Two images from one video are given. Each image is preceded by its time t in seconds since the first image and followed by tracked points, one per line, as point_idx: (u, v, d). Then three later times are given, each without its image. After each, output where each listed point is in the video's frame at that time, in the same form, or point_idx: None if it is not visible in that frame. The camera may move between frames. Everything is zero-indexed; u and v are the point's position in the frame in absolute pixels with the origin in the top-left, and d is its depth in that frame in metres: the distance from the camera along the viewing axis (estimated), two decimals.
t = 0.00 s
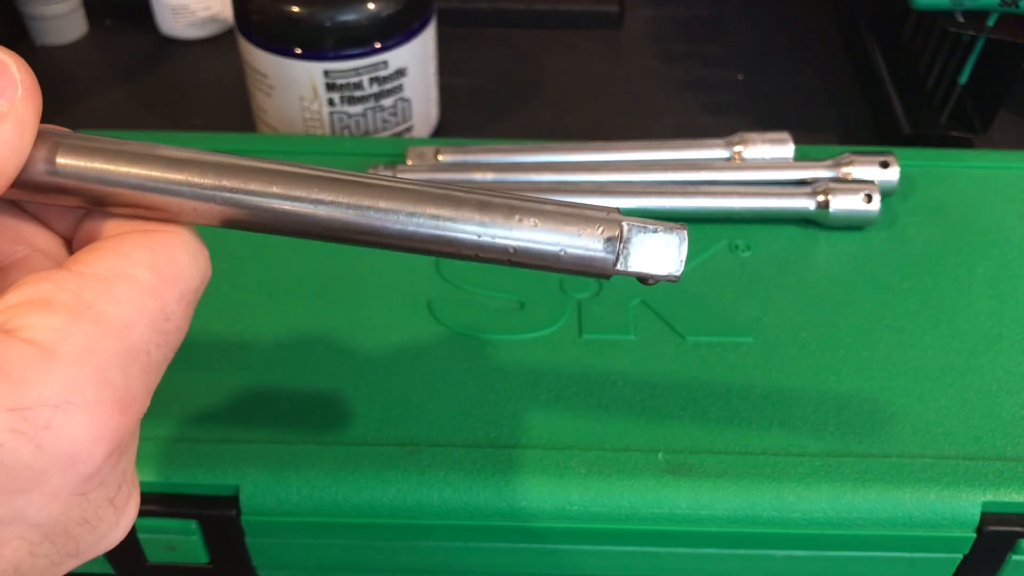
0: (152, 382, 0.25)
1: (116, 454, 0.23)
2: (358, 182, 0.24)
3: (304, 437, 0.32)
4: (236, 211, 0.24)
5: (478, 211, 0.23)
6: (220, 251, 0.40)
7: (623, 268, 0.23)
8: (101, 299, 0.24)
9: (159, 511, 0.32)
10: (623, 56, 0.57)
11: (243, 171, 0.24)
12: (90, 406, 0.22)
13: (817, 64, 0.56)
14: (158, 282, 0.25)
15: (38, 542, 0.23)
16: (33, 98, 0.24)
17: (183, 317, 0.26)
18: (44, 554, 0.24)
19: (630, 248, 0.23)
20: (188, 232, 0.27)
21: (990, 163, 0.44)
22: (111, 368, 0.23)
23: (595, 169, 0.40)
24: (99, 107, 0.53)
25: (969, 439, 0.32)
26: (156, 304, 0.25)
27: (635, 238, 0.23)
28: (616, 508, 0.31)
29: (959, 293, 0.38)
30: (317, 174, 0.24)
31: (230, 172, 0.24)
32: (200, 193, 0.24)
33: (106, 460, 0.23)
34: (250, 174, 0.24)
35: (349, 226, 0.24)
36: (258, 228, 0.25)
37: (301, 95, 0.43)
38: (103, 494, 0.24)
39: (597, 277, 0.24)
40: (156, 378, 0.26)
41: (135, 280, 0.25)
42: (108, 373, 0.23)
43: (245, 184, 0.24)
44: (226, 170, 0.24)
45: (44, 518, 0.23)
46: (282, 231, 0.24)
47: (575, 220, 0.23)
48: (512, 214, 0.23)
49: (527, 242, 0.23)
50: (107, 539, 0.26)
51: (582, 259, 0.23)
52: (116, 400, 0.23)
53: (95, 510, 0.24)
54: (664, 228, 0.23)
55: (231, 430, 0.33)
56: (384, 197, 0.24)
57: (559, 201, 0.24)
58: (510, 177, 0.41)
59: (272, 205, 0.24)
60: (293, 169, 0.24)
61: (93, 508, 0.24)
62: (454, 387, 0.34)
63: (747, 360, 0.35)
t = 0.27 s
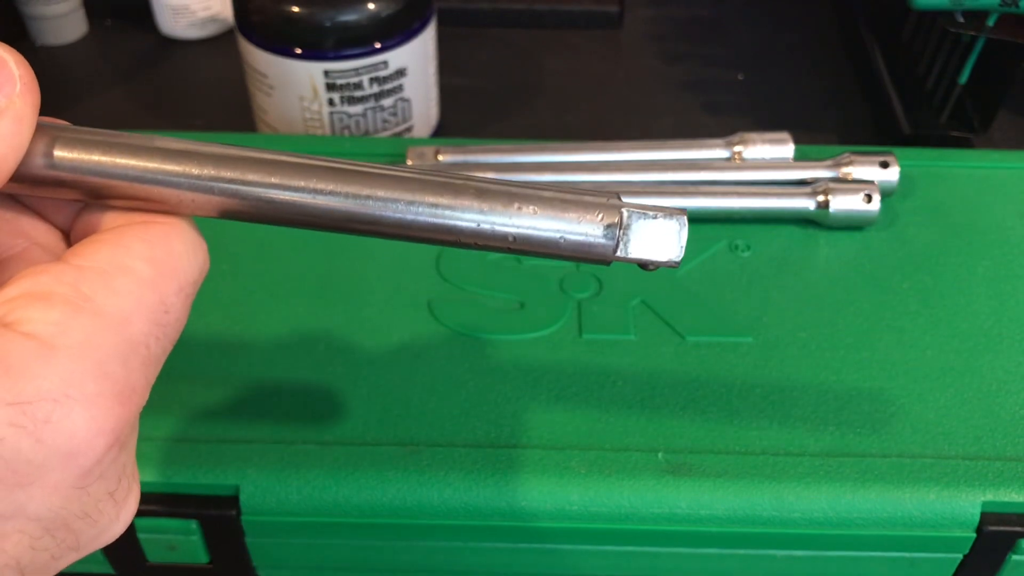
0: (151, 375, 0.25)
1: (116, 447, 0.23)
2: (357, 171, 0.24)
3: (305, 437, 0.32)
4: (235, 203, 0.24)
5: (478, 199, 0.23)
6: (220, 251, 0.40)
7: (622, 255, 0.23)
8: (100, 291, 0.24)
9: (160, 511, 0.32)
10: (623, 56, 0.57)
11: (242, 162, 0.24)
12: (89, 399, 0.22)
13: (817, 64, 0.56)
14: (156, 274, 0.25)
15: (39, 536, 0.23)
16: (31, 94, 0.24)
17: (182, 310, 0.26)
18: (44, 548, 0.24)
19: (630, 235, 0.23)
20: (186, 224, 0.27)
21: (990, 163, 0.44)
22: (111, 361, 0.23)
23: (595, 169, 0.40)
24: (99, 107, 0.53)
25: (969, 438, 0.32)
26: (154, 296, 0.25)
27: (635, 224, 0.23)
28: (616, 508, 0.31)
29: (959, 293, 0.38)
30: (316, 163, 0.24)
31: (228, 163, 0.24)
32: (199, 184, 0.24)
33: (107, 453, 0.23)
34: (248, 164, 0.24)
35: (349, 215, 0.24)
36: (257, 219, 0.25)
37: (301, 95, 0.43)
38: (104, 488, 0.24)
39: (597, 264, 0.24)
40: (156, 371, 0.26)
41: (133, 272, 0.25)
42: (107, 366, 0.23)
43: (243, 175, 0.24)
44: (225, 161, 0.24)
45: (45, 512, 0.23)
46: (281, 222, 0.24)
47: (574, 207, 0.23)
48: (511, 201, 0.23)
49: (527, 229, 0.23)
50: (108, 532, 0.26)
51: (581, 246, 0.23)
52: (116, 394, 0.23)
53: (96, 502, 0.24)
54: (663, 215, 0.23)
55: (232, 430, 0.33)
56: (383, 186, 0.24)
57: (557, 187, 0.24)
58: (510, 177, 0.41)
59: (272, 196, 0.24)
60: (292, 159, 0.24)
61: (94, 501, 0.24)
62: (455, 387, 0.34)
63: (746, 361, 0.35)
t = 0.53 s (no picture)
0: (145, 373, 0.25)
1: (109, 445, 0.23)
2: (348, 162, 0.24)
3: (305, 437, 0.32)
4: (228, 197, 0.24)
5: (471, 191, 0.23)
6: (220, 251, 0.40)
7: (618, 244, 0.23)
8: (92, 288, 0.24)
9: (160, 512, 0.32)
10: (623, 56, 0.57)
11: (233, 155, 0.24)
12: (81, 397, 0.22)
13: (817, 64, 0.56)
14: (148, 270, 0.25)
15: (32, 535, 0.23)
16: (22, 91, 0.24)
17: (175, 306, 0.26)
18: (38, 547, 0.24)
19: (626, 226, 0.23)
20: (179, 220, 0.27)
21: (990, 163, 0.44)
22: (103, 358, 0.23)
23: (595, 168, 0.40)
24: (100, 107, 0.53)
25: (969, 439, 0.32)
26: (148, 292, 0.25)
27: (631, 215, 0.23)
28: (616, 508, 0.31)
29: (958, 293, 0.38)
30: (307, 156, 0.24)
31: (220, 157, 0.24)
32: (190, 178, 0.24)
33: (100, 451, 0.23)
34: (239, 158, 0.24)
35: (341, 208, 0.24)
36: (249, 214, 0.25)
37: (301, 95, 0.43)
38: (97, 486, 0.24)
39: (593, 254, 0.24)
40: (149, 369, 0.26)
41: (124, 268, 0.25)
42: (100, 364, 0.23)
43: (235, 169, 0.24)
44: (216, 155, 0.24)
45: (37, 511, 0.23)
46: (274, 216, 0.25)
47: (565, 197, 0.23)
48: (504, 193, 0.23)
49: (521, 220, 0.23)
50: (103, 531, 0.26)
51: (574, 236, 0.23)
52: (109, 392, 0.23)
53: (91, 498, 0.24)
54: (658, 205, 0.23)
55: (232, 430, 0.33)
56: (375, 179, 0.24)
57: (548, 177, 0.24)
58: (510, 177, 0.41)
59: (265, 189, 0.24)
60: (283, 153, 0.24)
61: (87, 500, 0.24)
62: (454, 386, 0.34)
63: (746, 361, 0.35)
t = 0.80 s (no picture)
0: (128, 377, 0.25)
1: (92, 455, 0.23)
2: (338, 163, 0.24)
3: (305, 437, 0.32)
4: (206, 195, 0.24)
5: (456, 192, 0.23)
6: (220, 250, 0.40)
7: (605, 243, 0.23)
8: (74, 293, 0.24)
9: (160, 511, 0.32)
10: (623, 56, 0.57)
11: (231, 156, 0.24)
12: (59, 403, 0.22)
13: (817, 64, 0.56)
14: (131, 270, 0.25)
15: (12, 542, 0.23)
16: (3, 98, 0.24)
17: (159, 310, 0.26)
18: (19, 554, 0.24)
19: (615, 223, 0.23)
20: (163, 222, 0.27)
21: (990, 163, 0.44)
22: (86, 364, 0.23)
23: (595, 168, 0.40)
24: (100, 107, 0.53)
25: (969, 438, 0.32)
26: (130, 296, 0.25)
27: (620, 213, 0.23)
28: (616, 508, 0.31)
29: (959, 293, 0.38)
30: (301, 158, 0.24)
31: (211, 157, 0.24)
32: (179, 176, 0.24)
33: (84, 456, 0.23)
34: (228, 159, 0.24)
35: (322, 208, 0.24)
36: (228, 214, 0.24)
37: (301, 95, 0.43)
38: (78, 492, 0.24)
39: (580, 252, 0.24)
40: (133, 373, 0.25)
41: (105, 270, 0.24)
42: (80, 370, 0.23)
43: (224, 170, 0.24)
44: (207, 156, 0.24)
45: (17, 517, 0.23)
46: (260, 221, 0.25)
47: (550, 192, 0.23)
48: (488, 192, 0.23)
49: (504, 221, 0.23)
50: (86, 538, 0.26)
51: (563, 233, 0.23)
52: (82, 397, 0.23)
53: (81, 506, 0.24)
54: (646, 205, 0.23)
55: (231, 430, 0.33)
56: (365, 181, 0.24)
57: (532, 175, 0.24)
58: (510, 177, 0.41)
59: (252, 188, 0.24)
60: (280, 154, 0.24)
61: (69, 506, 0.24)
62: (454, 386, 0.34)
63: (746, 360, 0.35)
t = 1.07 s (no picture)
0: (85, 384, 0.25)
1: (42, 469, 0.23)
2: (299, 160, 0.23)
3: (305, 437, 0.32)
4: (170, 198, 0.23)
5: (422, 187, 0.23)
6: (221, 250, 0.40)
7: (576, 246, 0.22)
8: (25, 301, 0.24)
9: (160, 511, 0.32)
10: (623, 56, 0.57)
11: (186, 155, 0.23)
12: (6, 416, 0.22)
13: (818, 64, 0.56)
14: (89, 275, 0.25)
15: None
16: None
17: (118, 314, 0.26)
18: None
19: (588, 222, 0.22)
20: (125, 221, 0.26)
21: (991, 163, 0.44)
22: (34, 373, 0.23)
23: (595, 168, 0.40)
24: (99, 107, 0.53)
25: (969, 438, 0.32)
26: (85, 302, 0.24)
27: (593, 211, 0.22)
28: (616, 508, 0.31)
29: (959, 293, 0.38)
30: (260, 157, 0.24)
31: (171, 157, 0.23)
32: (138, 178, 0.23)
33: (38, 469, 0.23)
34: (188, 159, 0.23)
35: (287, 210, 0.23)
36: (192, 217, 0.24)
37: (301, 95, 0.43)
38: (36, 505, 0.25)
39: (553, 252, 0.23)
40: (92, 379, 0.25)
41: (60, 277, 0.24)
42: (30, 380, 0.23)
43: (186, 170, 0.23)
44: (166, 156, 0.24)
45: None
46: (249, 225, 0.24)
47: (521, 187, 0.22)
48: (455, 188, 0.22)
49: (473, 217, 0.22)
50: (50, 546, 0.26)
51: (533, 227, 0.22)
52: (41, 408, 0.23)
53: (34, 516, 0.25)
54: (620, 203, 0.22)
55: (231, 430, 0.33)
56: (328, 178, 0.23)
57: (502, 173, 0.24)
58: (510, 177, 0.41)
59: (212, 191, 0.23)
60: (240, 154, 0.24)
61: (25, 519, 0.24)
62: (454, 386, 0.34)
63: (746, 360, 0.35)
